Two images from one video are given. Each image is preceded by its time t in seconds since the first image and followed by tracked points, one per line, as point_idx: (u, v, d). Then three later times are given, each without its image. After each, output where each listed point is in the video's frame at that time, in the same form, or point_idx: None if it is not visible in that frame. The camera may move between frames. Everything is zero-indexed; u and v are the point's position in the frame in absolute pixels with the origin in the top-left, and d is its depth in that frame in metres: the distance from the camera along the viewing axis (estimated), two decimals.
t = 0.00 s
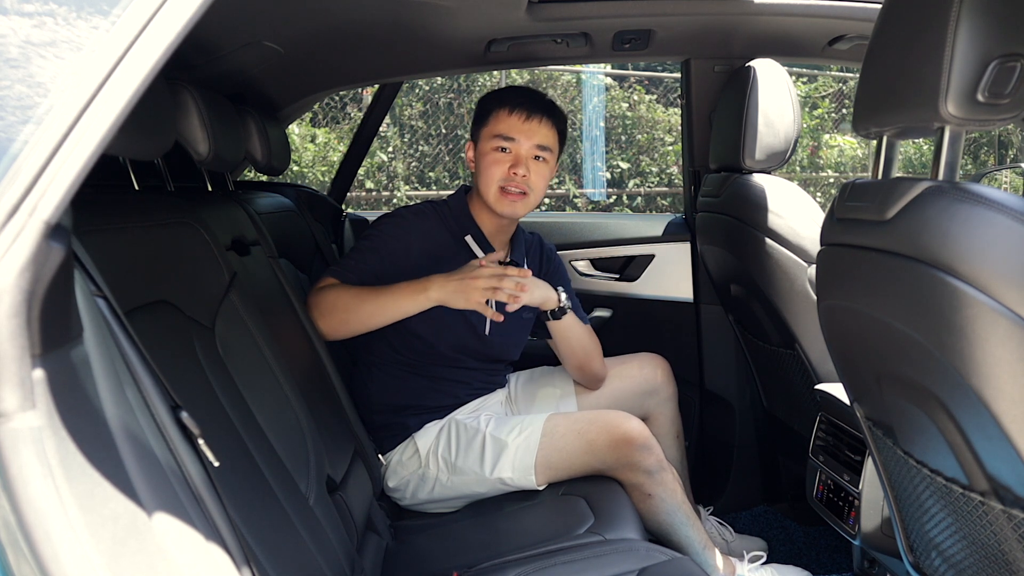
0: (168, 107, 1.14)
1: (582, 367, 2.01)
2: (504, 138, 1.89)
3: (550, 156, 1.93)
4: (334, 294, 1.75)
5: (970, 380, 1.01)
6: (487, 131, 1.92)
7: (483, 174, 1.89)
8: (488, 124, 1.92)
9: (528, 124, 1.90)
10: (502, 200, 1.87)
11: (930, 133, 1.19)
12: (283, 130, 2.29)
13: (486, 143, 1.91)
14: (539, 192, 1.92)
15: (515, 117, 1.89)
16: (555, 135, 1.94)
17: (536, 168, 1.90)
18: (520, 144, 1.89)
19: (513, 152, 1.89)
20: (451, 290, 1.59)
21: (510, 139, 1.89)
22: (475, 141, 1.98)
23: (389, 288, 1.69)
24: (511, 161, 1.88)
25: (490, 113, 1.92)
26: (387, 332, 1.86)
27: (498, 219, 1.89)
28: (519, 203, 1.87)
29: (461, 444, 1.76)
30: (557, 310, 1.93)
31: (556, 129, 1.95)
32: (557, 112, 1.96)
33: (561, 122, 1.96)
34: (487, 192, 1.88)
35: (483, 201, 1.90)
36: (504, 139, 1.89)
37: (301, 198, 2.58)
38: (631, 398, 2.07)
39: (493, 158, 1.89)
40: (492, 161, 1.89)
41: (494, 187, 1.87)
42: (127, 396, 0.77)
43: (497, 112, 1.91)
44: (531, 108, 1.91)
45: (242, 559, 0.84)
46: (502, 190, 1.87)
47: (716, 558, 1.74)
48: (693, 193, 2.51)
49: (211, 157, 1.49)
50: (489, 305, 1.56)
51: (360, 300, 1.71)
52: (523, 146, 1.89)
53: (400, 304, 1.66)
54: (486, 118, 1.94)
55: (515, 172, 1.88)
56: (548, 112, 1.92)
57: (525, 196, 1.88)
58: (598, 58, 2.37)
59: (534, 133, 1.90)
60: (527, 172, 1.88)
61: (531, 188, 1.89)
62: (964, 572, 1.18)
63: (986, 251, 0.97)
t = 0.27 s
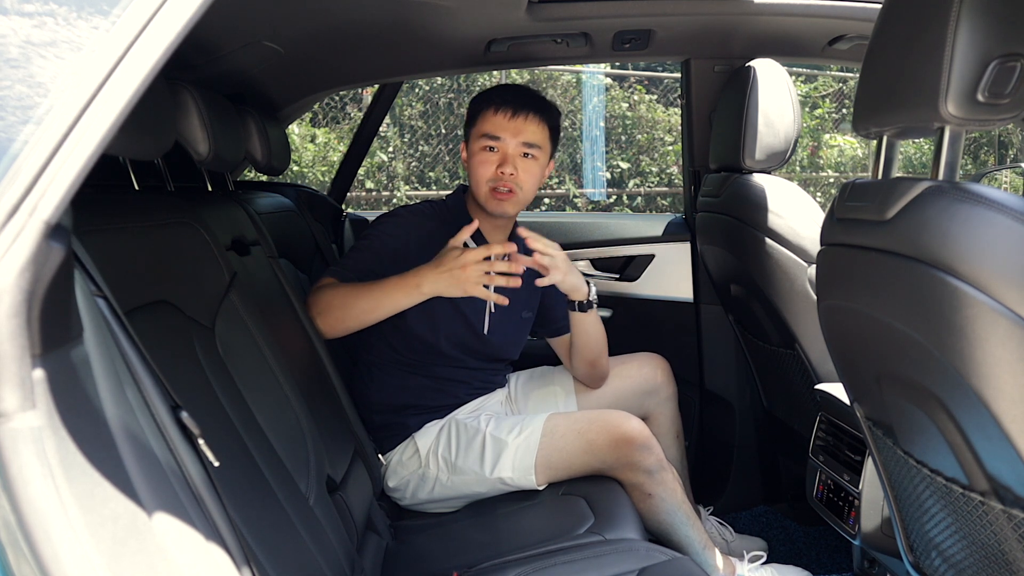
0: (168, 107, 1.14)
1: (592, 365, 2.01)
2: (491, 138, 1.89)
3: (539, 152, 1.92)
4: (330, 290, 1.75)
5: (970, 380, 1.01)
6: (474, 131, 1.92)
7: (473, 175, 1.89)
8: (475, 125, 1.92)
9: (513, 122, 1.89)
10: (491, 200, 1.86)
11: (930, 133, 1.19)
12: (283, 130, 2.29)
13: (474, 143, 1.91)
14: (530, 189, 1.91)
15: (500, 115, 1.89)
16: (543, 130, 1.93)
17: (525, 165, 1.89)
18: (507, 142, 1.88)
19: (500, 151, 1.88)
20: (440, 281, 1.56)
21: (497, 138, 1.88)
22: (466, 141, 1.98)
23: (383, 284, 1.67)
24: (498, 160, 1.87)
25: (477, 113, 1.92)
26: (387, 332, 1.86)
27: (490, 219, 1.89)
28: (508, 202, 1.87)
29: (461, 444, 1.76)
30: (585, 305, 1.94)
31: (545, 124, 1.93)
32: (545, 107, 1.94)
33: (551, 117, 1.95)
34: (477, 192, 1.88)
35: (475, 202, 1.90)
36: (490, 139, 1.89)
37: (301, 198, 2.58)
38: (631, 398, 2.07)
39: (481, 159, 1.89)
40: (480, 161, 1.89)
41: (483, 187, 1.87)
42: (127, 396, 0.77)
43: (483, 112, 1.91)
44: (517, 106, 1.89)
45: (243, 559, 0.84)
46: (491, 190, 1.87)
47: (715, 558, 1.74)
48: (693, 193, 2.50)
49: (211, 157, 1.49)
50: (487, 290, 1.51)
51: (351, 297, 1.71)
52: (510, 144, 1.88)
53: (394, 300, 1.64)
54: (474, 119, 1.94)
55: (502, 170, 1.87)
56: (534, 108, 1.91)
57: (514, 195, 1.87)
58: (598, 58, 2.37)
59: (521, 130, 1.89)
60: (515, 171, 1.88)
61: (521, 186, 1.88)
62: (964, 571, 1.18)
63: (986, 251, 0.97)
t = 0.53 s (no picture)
0: (168, 107, 1.14)
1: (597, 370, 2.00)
2: (477, 135, 1.90)
3: (527, 146, 1.92)
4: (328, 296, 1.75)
5: (970, 380, 1.01)
6: (464, 130, 1.94)
7: (463, 174, 1.91)
8: (464, 125, 1.94)
9: (499, 117, 1.89)
10: (481, 198, 1.87)
11: (930, 133, 1.19)
12: (283, 131, 2.29)
13: (464, 142, 1.93)
14: (520, 183, 1.91)
15: (486, 113, 1.90)
16: (531, 124, 1.93)
17: (513, 160, 1.90)
18: (493, 138, 1.89)
19: (488, 147, 1.89)
20: (438, 302, 1.54)
21: (483, 134, 1.89)
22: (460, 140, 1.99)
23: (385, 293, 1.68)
24: (486, 157, 1.89)
25: (465, 113, 1.94)
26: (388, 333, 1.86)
27: (483, 217, 1.90)
28: (499, 199, 1.87)
29: (461, 444, 1.76)
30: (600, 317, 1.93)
31: (532, 118, 1.93)
32: (533, 102, 1.94)
33: (539, 111, 1.95)
34: (468, 190, 1.90)
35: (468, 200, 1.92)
36: (477, 135, 1.90)
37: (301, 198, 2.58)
38: (631, 398, 2.07)
39: (470, 157, 1.90)
40: (469, 159, 1.90)
41: (472, 185, 1.88)
42: (127, 395, 0.77)
43: (470, 110, 1.92)
44: (502, 101, 1.90)
45: (243, 559, 0.84)
46: (481, 187, 1.88)
47: (716, 558, 1.74)
48: (693, 193, 2.52)
49: (211, 157, 1.49)
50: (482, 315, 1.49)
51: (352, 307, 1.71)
52: (496, 140, 1.89)
53: (398, 312, 1.64)
54: (464, 119, 1.96)
55: (490, 167, 1.88)
56: (520, 102, 1.91)
57: (504, 190, 1.88)
58: (598, 58, 2.37)
59: (507, 125, 1.89)
60: (503, 166, 1.88)
61: (509, 181, 1.88)
62: (964, 571, 1.18)
63: (985, 251, 0.97)
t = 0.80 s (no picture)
0: (168, 107, 1.14)
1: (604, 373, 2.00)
2: (477, 128, 1.91)
3: (526, 139, 1.92)
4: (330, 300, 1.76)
5: (970, 380, 1.01)
6: (464, 127, 1.96)
7: (463, 168, 1.92)
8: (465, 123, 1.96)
9: (497, 111, 1.91)
10: (480, 188, 1.87)
11: (930, 133, 1.19)
12: (283, 131, 2.29)
13: (464, 138, 1.94)
14: (519, 176, 1.91)
15: (484, 107, 1.92)
16: (529, 119, 1.94)
17: (512, 151, 1.90)
18: (492, 130, 1.90)
19: (486, 139, 1.90)
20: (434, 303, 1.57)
21: (483, 128, 1.91)
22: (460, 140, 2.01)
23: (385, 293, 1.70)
24: (485, 149, 1.89)
25: (466, 111, 1.96)
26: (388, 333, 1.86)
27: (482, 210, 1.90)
28: (496, 188, 1.86)
29: (460, 444, 1.76)
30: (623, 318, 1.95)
31: (531, 113, 1.94)
32: (532, 99, 1.96)
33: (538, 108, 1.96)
34: (467, 183, 1.90)
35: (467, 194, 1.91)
36: (477, 129, 1.91)
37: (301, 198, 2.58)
38: (631, 399, 2.07)
39: (469, 151, 1.91)
40: (468, 152, 1.91)
41: (471, 177, 1.89)
42: (127, 396, 0.77)
43: (470, 107, 1.94)
44: (502, 96, 1.92)
45: (243, 560, 0.84)
46: (480, 178, 1.88)
47: (716, 558, 1.74)
48: (693, 193, 2.52)
49: (211, 157, 1.49)
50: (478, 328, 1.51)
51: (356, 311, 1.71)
52: (495, 132, 1.90)
53: (401, 315, 1.65)
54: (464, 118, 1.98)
55: (488, 158, 1.88)
56: (519, 97, 1.92)
57: (502, 181, 1.87)
58: (598, 58, 2.37)
59: (505, 117, 1.91)
60: (501, 157, 1.88)
61: (508, 172, 1.88)
62: (964, 571, 1.18)
63: (985, 251, 0.97)
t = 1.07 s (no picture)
0: (168, 107, 1.14)
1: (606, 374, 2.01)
2: (483, 130, 1.91)
3: (531, 143, 1.93)
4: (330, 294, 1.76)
5: (970, 380, 1.01)
6: (469, 127, 1.95)
7: (467, 169, 1.92)
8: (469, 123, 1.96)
9: (503, 113, 1.91)
10: (484, 191, 1.87)
11: (930, 133, 1.19)
12: (283, 131, 2.29)
13: (468, 138, 1.94)
14: (523, 180, 1.92)
15: (490, 109, 1.92)
16: (534, 121, 1.94)
17: (517, 155, 1.90)
18: (498, 133, 1.90)
19: (492, 142, 1.90)
20: (415, 275, 1.58)
21: (488, 129, 1.91)
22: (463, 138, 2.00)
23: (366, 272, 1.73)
24: (490, 152, 1.89)
25: (470, 110, 1.96)
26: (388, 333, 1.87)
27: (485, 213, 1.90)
28: (501, 192, 1.87)
29: (460, 444, 1.76)
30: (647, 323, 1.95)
31: (537, 116, 1.95)
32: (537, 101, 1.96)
33: (543, 110, 1.96)
34: (471, 185, 1.90)
35: (470, 196, 1.92)
36: (482, 130, 1.91)
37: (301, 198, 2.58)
38: (631, 399, 2.07)
39: (473, 152, 1.91)
40: (472, 154, 1.91)
41: (475, 179, 1.89)
42: (127, 396, 0.77)
43: (475, 107, 1.94)
44: (508, 98, 1.92)
45: (243, 560, 0.84)
46: (484, 181, 1.88)
47: (716, 558, 1.74)
48: (693, 193, 2.51)
49: (211, 157, 1.49)
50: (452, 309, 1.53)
51: (354, 300, 1.72)
52: (501, 135, 1.90)
53: (379, 289, 1.68)
54: (468, 117, 1.97)
55: (493, 161, 1.89)
56: (525, 99, 1.93)
57: (506, 185, 1.88)
58: (598, 58, 2.37)
59: (511, 120, 1.91)
60: (506, 161, 1.89)
61: (513, 176, 1.89)
62: (964, 571, 1.18)
63: (985, 251, 0.97)
